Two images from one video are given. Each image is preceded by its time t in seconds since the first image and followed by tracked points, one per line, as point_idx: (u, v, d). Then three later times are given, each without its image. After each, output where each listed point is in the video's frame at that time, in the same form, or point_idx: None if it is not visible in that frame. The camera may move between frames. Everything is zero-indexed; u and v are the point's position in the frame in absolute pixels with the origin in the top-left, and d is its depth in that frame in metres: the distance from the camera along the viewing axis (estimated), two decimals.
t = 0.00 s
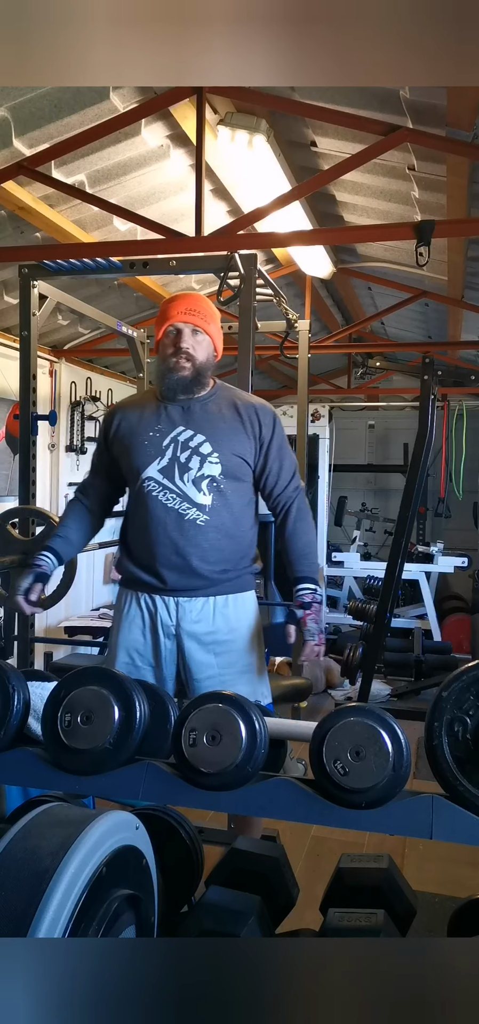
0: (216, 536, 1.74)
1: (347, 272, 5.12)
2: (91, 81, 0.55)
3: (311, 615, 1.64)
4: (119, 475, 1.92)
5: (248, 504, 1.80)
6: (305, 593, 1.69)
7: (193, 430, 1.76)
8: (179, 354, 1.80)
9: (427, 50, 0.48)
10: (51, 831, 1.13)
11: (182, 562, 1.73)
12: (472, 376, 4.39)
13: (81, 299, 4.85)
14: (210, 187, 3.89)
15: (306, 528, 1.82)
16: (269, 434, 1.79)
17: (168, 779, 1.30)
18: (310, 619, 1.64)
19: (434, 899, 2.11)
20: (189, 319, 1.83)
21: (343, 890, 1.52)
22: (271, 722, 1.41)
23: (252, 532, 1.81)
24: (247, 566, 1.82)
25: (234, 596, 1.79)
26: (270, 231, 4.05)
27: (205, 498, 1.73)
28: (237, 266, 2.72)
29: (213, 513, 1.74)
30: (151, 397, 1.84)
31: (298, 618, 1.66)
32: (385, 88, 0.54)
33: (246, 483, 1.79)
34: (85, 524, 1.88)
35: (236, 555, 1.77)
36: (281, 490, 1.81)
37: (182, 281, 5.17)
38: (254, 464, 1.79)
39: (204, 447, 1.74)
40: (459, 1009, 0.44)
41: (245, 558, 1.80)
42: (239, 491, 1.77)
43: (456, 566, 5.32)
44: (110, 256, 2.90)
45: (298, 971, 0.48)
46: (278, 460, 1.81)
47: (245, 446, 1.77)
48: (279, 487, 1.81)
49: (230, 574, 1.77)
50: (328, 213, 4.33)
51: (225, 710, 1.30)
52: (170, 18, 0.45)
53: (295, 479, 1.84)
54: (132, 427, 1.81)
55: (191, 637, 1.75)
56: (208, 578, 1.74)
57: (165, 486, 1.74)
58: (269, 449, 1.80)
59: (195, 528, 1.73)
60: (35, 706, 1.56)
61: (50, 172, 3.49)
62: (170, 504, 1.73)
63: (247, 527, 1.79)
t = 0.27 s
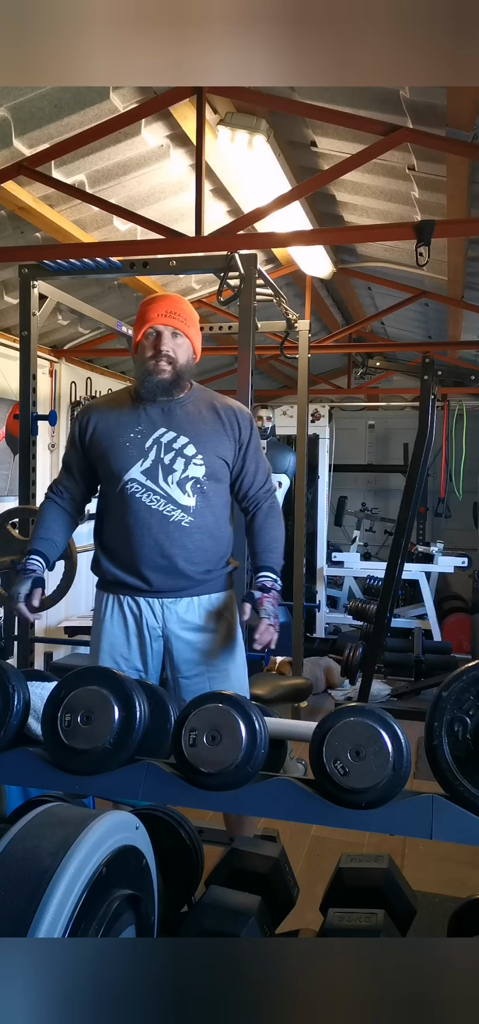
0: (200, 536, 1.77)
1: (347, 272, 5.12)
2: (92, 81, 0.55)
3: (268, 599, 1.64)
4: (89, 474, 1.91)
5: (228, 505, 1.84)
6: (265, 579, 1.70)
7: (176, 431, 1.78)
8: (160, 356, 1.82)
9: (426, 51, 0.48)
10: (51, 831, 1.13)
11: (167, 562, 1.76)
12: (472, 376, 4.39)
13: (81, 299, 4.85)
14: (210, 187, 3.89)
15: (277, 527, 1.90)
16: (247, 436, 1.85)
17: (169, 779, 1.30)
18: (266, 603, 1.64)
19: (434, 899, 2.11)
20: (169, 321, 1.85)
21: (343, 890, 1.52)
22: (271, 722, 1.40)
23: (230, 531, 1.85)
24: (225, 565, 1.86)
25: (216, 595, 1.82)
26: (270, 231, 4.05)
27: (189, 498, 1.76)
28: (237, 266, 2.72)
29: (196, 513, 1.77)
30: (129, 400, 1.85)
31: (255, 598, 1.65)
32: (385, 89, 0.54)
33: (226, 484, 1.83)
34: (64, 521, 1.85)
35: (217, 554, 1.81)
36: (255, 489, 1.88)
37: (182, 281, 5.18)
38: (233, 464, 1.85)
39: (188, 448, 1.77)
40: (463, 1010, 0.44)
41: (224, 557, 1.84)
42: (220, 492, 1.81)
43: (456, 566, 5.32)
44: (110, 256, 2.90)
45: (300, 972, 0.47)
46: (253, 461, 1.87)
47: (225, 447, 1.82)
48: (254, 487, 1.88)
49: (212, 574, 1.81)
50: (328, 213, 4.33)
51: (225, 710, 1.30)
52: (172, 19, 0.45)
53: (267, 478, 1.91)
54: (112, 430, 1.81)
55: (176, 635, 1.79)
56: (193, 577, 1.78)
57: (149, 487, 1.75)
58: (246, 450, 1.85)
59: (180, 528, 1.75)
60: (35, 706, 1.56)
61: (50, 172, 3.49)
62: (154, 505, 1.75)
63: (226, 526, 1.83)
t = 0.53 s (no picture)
0: (186, 537, 1.77)
1: (347, 272, 5.12)
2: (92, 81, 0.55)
3: (245, 619, 1.66)
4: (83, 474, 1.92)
5: (216, 506, 1.83)
6: (245, 596, 1.72)
7: (163, 432, 1.78)
8: (144, 358, 1.81)
9: (428, 50, 0.48)
10: (52, 831, 1.13)
11: (153, 563, 1.75)
12: (472, 376, 4.39)
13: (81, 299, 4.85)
14: (210, 187, 3.89)
15: (265, 530, 1.90)
16: (235, 437, 1.85)
17: (170, 779, 1.30)
18: (244, 621, 1.67)
19: (434, 899, 2.11)
20: (153, 322, 1.84)
21: (343, 890, 1.52)
22: (271, 722, 1.40)
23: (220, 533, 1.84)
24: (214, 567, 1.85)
25: (204, 596, 1.81)
26: (270, 231, 4.05)
27: (175, 498, 1.75)
28: (237, 266, 2.72)
29: (182, 513, 1.76)
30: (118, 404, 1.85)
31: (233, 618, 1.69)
32: (385, 89, 0.54)
33: (214, 485, 1.82)
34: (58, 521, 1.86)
35: (205, 555, 1.80)
36: (243, 491, 1.87)
37: (182, 281, 5.18)
38: (221, 465, 1.84)
39: (175, 448, 1.77)
40: (462, 1010, 0.44)
41: (213, 559, 1.83)
42: (208, 492, 1.81)
43: (456, 566, 5.32)
44: (110, 256, 2.90)
45: (300, 972, 0.47)
46: (242, 462, 1.86)
47: (213, 447, 1.81)
48: (242, 488, 1.87)
49: (199, 575, 1.80)
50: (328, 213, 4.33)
51: (225, 710, 1.30)
52: (173, 18, 0.45)
53: (257, 480, 1.91)
54: (101, 432, 1.82)
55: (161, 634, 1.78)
56: (180, 578, 1.77)
57: (136, 488, 1.75)
58: (234, 451, 1.85)
59: (166, 528, 1.75)
60: (35, 706, 1.56)
61: (50, 172, 3.49)
62: (140, 505, 1.75)
63: (214, 528, 1.82)
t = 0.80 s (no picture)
0: (187, 537, 1.75)
1: (347, 272, 5.12)
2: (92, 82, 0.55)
3: (248, 622, 1.64)
4: (97, 483, 2.04)
5: (220, 506, 1.80)
6: (249, 597, 1.70)
7: (164, 431, 1.78)
8: (145, 357, 1.83)
9: (429, 50, 0.48)
10: (52, 831, 1.13)
11: (153, 562, 1.76)
12: (472, 376, 4.39)
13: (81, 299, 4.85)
14: (210, 187, 3.89)
15: (272, 531, 1.82)
16: (238, 435, 1.81)
17: (169, 779, 1.30)
18: (248, 624, 1.65)
19: (434, 899, 2.11)
20: (153, 322, 1.86)
21: (343, 890, 1.52)
22: (271, 722, 1.40)
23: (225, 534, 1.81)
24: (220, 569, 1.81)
25: (206, 598, 1.79)
26: (270, 231, 4.05)
27: (174, 498, 1.75)
28: (237, 266, 2.72)
29: (182, 513, 1.75)
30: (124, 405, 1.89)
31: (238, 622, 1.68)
32: (385, 89, 0.54)
33: (218, 484, 1.80)
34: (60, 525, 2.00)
35: (207, 555, 1.78)
36: (249, 490, 1.81)
37: (182, 281, 5.18)
38: (225, 463, 1.81)
39: (173, 447, 1.76)
40: (461, 1010, 0.44)
41: (217, 560, 1.80)
42: (210, 492, 1.78)
43: (456, 566, 5.32)
44: (109, 256, 2.90)
45: (299, 972, 0.47)
46: (247, 460, 1.81)
47: (214, 446, 1.79)
48: (247, 487, 1.82)
49: (202, 576, 1.78)
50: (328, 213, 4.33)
51: (225, 710, 1.30)
52: (173, 19, 0.45)
53: (266, 479, 1.84)
54: (108, 433, 1.86)
55: (161, 634, 1.78)
56: (180, 578, 1.76)
57: (137, 487, 1.77)
58: (239, 449, 1.81)
59: (165, 528, 1.75)
60: (35, 706, 1.56)
61: (50, 172, 3.49)
62: (140, 505, 1.76)
63: (218, 529, 1.79)
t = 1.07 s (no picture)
0: (192, 531, 1.75)
1: (347, 272, 5.13)
2: (91, 81, 0.55)
3: (251, 614, 1.47)
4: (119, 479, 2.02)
5: (227, 500, 1.78)
6: (253, 588, 1.54)
7: (171, 425, 1.80)
8: (151, 354, 1.84)
9: (428, 50, 0.48)
10: (52, 831, 1.13)
11: (159, 556, 1.77)
12: (472, 376, 4.39)
13: (81, 299, 4.85)
14: (210, 187, 3.89)
15: (282, 519, 1.70)
16: (245, 425, 1.77)
17: (169, 779, 1.30)
18: (250, 617, 1.48)
19: (434, 899, 2.11)
20: (158, 320, 1.85)
21: (343, 890, 1.51)
22: (271, 722, 1.40)
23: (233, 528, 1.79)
24: (229, 563, 1.79)
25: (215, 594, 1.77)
26: (270, 231, 4.05)
27: (177, 491, 1.75)
28: (237, 266, 2.73)
29: (186, 506, 1.75)
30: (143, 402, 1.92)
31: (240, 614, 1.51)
32: (386, 88, 0.54)
33: (224, 477, 1.77)
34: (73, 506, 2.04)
35: (214, 550, 1.76)
36: (257, 480, 1.75)
37: (182, 281, 5.18)
38: (232, 454, 1.78)
39: (177, 440, 1.77)
40: (461, 1009, 0.44)
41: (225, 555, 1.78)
42: (216, 485, 1.77)
43: (456, 566, 5.32)
44: (110, 256, 2.91)
45: (299, 973, 0.47)
46: (255, 450, 1.76)
47: (219, 438, 1.77)
48: (255, 478, 1.76)
49: (208, 571, 1.76)
50: (328, 213, 4.33)
51: (225, 710, 1.30)
52: (174, 19, 0.45)
53: (277, 468, 1.77)
54: (129, 430, 1.90)
55: (173, 632, 1.77)
56: (186, 573, 1.76)
57: (144, 481, 1.79)
58: (246, 440, 1.77)
59: (170, 522, 1.75)
60: (35, 706, 1.56)
61: (50, 172, 3.49)
62: (147, 498, 1.79)
63: (225, 523, 1.77)
